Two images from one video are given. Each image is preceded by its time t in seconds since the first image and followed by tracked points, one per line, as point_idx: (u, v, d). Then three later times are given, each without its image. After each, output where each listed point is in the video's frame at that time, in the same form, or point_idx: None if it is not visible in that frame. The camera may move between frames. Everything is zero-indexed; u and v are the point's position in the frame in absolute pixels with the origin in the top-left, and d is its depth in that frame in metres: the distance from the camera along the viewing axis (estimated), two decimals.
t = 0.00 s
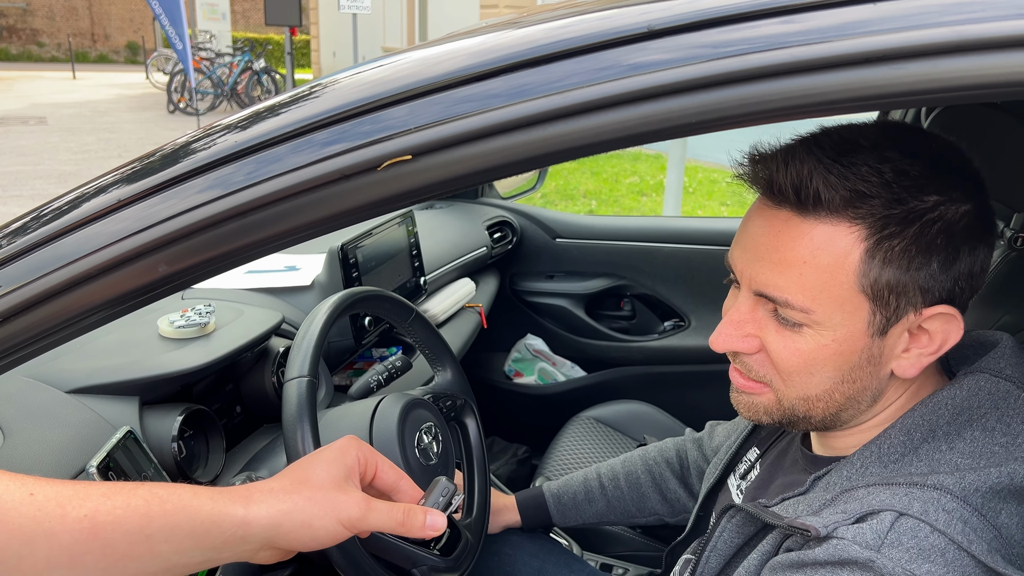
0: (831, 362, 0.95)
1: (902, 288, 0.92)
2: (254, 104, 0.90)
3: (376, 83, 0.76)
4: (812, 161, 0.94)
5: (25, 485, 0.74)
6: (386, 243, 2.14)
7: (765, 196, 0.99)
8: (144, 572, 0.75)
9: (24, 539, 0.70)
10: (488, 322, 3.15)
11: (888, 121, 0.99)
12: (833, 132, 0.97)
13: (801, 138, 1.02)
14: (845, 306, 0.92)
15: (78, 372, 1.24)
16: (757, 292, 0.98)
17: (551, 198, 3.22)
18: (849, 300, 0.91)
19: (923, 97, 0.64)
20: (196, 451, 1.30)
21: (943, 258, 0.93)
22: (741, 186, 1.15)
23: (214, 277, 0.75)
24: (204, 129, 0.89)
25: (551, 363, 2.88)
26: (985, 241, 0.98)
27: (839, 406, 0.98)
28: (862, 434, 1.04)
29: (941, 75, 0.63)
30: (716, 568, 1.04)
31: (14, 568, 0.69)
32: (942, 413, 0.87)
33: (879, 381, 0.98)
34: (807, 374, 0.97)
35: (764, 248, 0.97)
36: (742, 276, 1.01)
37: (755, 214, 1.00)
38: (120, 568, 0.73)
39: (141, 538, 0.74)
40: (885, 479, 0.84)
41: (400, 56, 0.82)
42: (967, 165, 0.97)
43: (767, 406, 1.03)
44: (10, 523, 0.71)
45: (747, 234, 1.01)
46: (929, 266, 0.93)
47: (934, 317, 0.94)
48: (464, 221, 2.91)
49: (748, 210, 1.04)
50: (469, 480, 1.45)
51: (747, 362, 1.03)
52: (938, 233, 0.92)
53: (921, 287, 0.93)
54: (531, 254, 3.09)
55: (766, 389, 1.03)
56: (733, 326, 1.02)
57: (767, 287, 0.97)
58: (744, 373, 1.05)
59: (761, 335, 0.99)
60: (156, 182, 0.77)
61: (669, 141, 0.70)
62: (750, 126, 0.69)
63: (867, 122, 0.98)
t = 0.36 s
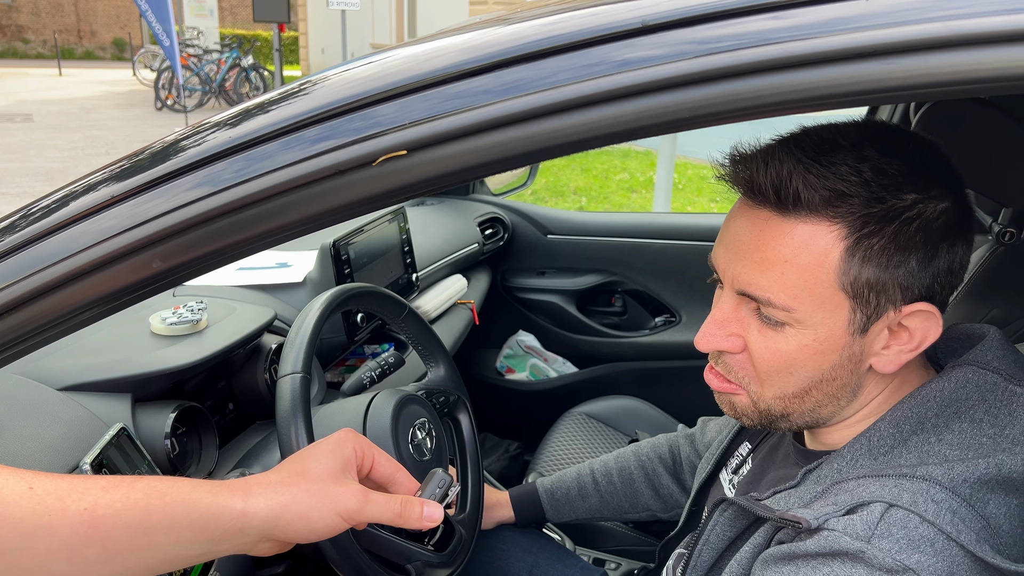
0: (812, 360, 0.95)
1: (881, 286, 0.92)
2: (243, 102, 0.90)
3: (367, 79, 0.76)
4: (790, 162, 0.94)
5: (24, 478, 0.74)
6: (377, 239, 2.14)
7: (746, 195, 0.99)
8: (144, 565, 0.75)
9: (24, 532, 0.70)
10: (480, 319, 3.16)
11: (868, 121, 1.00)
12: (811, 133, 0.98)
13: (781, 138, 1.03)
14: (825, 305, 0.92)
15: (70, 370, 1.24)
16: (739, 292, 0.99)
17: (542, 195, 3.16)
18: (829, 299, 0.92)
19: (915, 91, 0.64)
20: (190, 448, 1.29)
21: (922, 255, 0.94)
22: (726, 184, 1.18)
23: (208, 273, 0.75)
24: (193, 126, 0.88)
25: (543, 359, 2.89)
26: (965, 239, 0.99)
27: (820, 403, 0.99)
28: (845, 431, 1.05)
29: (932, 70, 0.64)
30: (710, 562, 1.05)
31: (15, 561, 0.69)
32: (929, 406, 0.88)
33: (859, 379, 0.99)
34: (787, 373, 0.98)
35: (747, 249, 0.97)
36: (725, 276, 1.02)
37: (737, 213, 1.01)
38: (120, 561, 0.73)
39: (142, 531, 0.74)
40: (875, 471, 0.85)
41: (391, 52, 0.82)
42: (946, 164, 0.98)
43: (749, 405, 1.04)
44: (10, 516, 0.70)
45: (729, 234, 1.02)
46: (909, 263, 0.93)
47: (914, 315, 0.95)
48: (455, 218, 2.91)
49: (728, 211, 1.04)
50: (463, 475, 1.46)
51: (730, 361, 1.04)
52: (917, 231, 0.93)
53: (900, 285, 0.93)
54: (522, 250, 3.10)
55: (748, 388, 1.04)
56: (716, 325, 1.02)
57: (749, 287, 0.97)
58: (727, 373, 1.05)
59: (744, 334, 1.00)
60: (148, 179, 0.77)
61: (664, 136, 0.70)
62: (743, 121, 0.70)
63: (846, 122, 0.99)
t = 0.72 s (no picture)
0: (807, 363, 0.96)
1: (876, 289, 0.93)
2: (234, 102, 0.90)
3: (359, 79, 0.76)
4: (789, 163, 0.94)
5: (20, 479, 0.74)
6: (370, 238, 2.14)
7: (741, 196, 0.99)
8: (140, 564, 0.75)
9: (19, 533, 0.70)
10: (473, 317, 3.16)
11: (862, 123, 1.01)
12: (810, 133, 0.98)
13: (775, 139, 1.03)
14: (821, 309, 0.93)
15: (62, 370, 1.23)
16: (734, 295, 0.99)
17: (534, 192, 3.23)
18: (824, 302, 0.93)
19: (906, 90, 0.65)
20: (183, 448, 1.29)
21: (917, 259, 0.95)
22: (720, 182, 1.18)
23: (202, 272, 0.75)
24: (183, 127, 0.88)
25: (536, 357, 2.89)
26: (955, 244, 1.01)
27: (813, 407, 1.00)
28: (835, 432, 1.06)
29: (923, 69, 0.64)
30: (704, 561, 1.06)
31: (10, 562, 0.69)
32: (921, 404, 0.89)
33: (851, 382, 1.00)
34: (782, 376, 0.98)
35: (741, 253, 0.97)
36: (718, 279, 1.02)
37: (731, 215, 1.01)
38: (116, 561, 0.73)
39: (137, 531, 0.74)
40: (868, 470, 0.86)
41: (383, 51, 0.82)
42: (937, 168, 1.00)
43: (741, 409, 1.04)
44: (5, 516, 0.70)
45: (722, 237, 1.01)
46: (903, 267, 0.95)
47: (906, 319, 0.96)
48: (448, 217, 2.91)
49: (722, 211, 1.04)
50: (457, 474, 1.46)
51: (723, 365, 1.03)
52: (911, 236, 0.94)
53: (894, 289, 0.94)
54: (515, 248, 3.09)
55: (740, 391, 1.03)
56: (710, 328, 1.02)
57: (744, 291, 0.97)
58: (717, 377, 1.06)
59: (737, 339, 1.00)
60: (139, 179, 0.76)
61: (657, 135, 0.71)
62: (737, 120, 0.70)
63: (840, 125, 1.00)
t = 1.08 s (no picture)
0: (831, 342, 0.96)
1: (893, 264, 0.96)
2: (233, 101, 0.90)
3: (358, 78, 0.75)
4: (806, 142, 0.97)
5: (20, 485, 0.74)
6: (369, 237, 2.13)
7: (758, 178, 1.00)
8: (139, 569, 0.74)
9: (18, 538, 0.70)
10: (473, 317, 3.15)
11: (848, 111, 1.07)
12: (819, 121, 1.01)
13: (781, 129, 1.05)
14: (848, 284, 0.94)
15: (61, 371, 1.23)
16: (758, 277, 0.99)
17: (534, 192, 3.23)
18: (851, 277, 0.94)
19: (908, 88, 0.64)
20: (183, 449, 1.29)
21: (925, 236, 0.99)
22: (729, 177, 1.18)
23: (200, 273, 0.74)
24: (183, 126, 0.88)
25: (536, 355, 2.89)
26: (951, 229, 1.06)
27: (836, 393, 0.99)
28: (844, 425, 1.06)
29: (924, 67, 0.64)
30: (705, 562, 1.05)
31: (9, 567, 0.69)
32: (921, 402, 0.89)
33: (870, 365, 1.00)
34: (807, 357, 0.98)
35: (764, 233, 0.98)
36: (739, 264, 1.01)
37: (747, 200, 1.01)
38: (115, 565, 0.73)
39: (136, 535, 0.74)
40: (868, 471, 0.86)
41: (383, 50, 0.81)
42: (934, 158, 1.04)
43: (760, 401, 1.02)
44: (4, 521, 0.70)
45: (740, 222, 1.02)
46: (915, 244, 0.98)
47: (919, 296, 0.99)
48: (447, 216, 2.90)
49: (736, 199, 1.05)
50: (457, 474, 1.45)
51: (744, 355, 1.02)
52: (920, 212, 0.98)
53: (908, 265, 0.97)
54: (515, 247, 3.09)
55: (761, 384, 1.01)
56: (733, 315, 1.01)
57: (770, 271, 0.97)
58: (735, 369, 1.03)
59: (761, 324, 0.99)
60: (138, 178, 0.76)
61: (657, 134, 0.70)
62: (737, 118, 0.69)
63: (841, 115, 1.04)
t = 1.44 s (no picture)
0: (860, 350, 0.95)
1: (923, 271, 0.95)
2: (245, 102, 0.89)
3: (368, 78, 0.75)
4: (840, 144, 0.95)
5: (19, 492, 0.74)
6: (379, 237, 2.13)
7: (788, 180, 0.98)
8: None
9: (16, 546, 0.69)
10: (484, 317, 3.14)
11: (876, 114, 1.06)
12: (850, 121, 1.00)
13: (811, 128, 1.04)
14: (878, 291, 0.93)
15: (72, 372, 1.23)
16: (786, 282, 0.97)
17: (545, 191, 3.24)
18: (881, 284, 0.93)
19: (924, 89, 0.63)
20: (192, 451, 1.29)
21: (955, 243, 0.97)
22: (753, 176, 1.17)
23: (206, 275, 0.74)
24: (196, 126, 0.87)
25: (546, 356, 2.88)
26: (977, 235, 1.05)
27: (860, 401, 0.98)
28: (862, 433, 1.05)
29: (940, 67, 0.62)
30: (716, 570, 1.04)
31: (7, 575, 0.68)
32: (939, 410, 0.87)
33: (894, 373, 0.99)
34: (834, 365, 0.96)
35: (794, 237, 0.96)
36: (767, 269, 1.00)
37: (776, 202, 1.00)
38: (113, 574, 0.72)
39: (134, 543, 0.73)
40: (883, 479, 0.84)
41: (395, 49, 0.81)
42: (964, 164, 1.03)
43: (783, 409, 1.01)
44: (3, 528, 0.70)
45: (768, 224, 1.00)
46: (945, 251, 0.96)
47: (946, 304, 0.98)
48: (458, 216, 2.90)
49: (762, 200, 1.04)
50: (467, 476, 1.45)
51: (769, 362, 1.00)
52: (951, 218, 0.96)
53: (937, 272, 0.96)
54: (526, 247, 3.08)
55: (784, 391, 1.00)
56: (759, 322, 0.99)
57: (799, 276, 0.96)
58: (759, 378, 1.02)
59: (787, 330, 0.98)
60: (148, 179, 0.76)
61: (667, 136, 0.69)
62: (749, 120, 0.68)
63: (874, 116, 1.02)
